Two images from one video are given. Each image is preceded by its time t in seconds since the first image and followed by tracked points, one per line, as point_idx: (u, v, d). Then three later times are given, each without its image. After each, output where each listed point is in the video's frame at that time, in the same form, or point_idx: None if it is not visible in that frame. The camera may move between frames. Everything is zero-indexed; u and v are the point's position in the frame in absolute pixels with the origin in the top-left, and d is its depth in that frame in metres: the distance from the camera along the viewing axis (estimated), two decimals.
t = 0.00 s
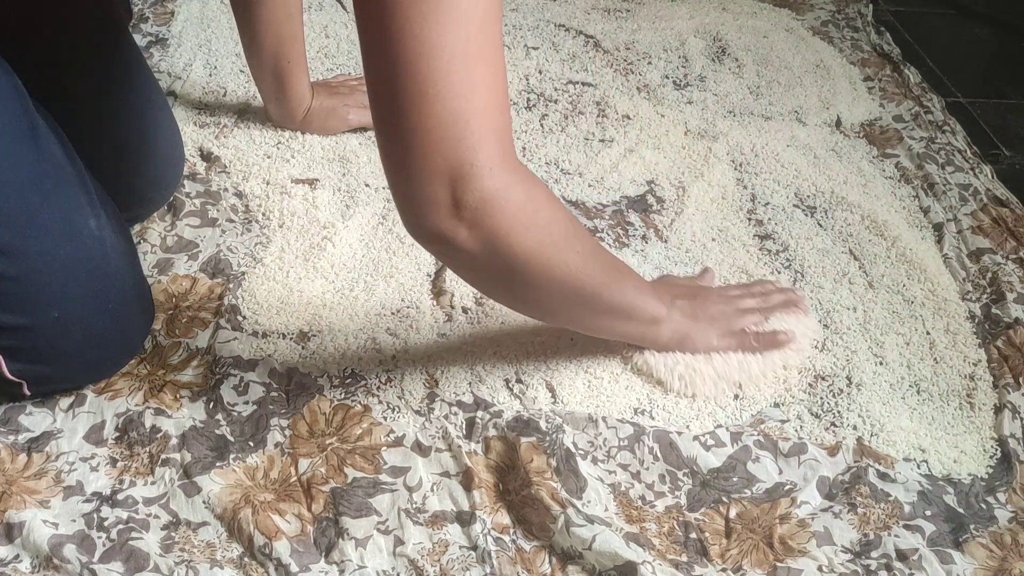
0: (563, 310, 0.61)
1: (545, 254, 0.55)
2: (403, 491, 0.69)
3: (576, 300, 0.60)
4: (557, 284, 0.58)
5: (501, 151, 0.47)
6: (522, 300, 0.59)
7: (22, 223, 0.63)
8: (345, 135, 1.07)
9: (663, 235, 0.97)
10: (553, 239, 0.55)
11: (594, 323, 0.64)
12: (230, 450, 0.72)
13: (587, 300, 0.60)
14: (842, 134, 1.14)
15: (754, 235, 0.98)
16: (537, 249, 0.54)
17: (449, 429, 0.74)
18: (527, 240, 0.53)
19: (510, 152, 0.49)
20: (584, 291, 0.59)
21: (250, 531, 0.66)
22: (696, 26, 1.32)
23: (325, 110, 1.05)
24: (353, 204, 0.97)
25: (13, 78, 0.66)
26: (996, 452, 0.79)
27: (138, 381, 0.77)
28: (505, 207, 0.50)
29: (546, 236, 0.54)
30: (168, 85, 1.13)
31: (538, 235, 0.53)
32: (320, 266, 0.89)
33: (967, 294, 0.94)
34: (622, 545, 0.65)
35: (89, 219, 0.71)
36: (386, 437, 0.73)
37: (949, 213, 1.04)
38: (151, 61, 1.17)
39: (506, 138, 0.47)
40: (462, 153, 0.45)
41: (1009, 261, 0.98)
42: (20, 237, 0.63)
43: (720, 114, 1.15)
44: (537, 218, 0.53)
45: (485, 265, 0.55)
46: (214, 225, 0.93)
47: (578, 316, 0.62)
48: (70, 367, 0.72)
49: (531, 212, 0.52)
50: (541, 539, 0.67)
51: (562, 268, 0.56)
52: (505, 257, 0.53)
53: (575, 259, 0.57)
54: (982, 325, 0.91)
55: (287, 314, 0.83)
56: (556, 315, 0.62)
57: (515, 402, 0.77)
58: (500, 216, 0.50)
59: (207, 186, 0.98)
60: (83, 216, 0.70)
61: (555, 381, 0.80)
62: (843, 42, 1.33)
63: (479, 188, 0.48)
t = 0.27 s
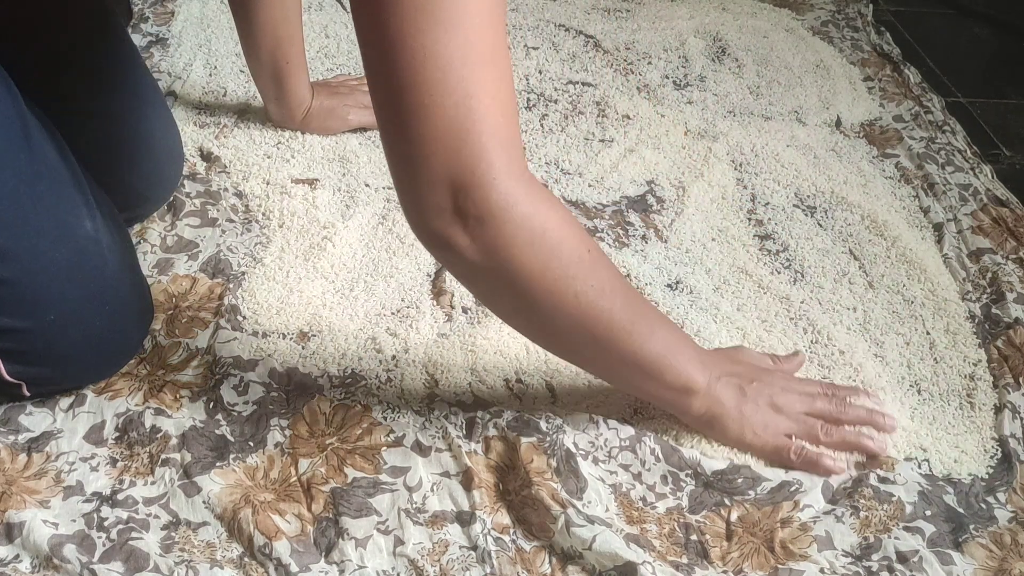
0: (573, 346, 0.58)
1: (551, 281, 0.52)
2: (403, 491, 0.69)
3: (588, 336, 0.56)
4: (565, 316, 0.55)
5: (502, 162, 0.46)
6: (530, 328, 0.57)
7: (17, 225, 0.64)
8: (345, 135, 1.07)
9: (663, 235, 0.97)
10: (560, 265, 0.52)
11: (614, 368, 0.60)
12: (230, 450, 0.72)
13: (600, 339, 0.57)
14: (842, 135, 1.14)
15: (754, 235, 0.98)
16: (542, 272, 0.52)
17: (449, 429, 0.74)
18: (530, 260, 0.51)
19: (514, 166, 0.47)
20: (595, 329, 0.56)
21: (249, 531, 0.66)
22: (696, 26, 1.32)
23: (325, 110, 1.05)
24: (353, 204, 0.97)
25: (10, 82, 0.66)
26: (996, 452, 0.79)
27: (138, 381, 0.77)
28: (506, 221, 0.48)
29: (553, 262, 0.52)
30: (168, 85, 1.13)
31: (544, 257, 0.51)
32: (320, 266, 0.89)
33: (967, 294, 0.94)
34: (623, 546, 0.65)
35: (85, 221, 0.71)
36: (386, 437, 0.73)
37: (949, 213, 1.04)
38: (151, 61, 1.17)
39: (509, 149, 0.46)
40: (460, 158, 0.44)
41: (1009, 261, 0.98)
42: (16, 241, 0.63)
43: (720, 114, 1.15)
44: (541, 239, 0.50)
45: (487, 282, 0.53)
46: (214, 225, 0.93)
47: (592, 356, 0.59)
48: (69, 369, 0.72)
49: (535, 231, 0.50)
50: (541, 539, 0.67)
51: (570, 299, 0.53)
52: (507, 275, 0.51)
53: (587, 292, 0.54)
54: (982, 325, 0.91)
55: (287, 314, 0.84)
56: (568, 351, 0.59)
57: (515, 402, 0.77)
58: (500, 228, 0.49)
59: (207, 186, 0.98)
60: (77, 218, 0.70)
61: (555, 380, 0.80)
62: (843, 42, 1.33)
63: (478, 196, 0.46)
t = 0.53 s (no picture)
0: (519, 356, 0.56)
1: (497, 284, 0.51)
2: (402, 491, 0.69)
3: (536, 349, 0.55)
4: (511, 324, 0.53)
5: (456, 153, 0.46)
6: (479, 333, 0.55)
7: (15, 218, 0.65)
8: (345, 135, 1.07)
9: (663, 235, 0.97)
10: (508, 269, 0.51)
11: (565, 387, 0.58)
12: (230, 450, 0.72)
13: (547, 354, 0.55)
14: (842, 135, 1.14)
15: (754, 235, 0.98)
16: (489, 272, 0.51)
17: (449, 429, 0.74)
18: (478, 258, 0.50)
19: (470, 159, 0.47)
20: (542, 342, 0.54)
21: (249, 531, 0.65)
22: (696, 26, 1.32)
23: (325, 110, 1.05)
24: (353, 204, 0.97)
25: (10, 74, 0.67)
26: (996, 452, 0.79)
27: (138, 381, 0.77)
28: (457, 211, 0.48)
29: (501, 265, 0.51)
30: (168, 85, 1.13)
31: (493, 255, 0.50)
32: (320, 267, 0.89)
33: (967, 294, 0.94)
34: (623, 550, 0.65)
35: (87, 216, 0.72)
36: (386, 437, 0.73)
37: (949, 213, 1.04)
38: (151, 61, 1.17)
39: (466, 142, 0.46)
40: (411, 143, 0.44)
41: (1009, 261, 0.98)
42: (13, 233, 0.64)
43: (719, 114, 1.15)
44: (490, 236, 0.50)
45: (436, 277, 0.51)
46: (215, 225, 0.93)
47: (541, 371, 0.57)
48: (69, 364, 0.73)
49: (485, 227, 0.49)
50: (541, 541, 0.67)
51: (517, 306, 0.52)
52: (454, 272, 0.50)
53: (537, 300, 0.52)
54: (982, 325, 0.91)
55: (287, 314, 0.84)
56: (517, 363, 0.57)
57: (516, 402, 0.77)
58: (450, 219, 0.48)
59: (207, 186, 0.98)
60: (80, 212, 0.71)
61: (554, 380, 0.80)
62: (843, 42, 1.33)
63: (430, 181, 0.46)
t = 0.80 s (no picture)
0: (521, 323, 0.57)
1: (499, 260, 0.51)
2: (402, 491, 0.69)
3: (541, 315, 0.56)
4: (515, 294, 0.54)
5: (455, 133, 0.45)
6: (480, 303, 0.56)
7: (20, 208, 0.65)
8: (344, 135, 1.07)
9: (663, 234, 0.97)
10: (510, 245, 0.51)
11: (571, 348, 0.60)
12: (230, 450, 0.72)
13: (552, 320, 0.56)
14: (842, 135, 1.14)
15: (754, 235, 0.98)
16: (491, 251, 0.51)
17: (449, 429, 0.74)
18: (480, 237, 0.50)
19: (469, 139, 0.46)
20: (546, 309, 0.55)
21: (249, 531, 0.65)
22: (696, 26, 1.32)
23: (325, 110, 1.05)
24: (353, 204, 0.97)
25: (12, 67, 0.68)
26: (996, 452, 0.79)
27: (138, 381, 0.77)
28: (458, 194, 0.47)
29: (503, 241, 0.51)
30: (168, 85, 1.13)
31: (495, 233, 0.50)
32: (320, 267, 0.89)
33: (967, 294, 0.94)
34: (623, 551, 0.64)
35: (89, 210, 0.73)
36: (386, 437, 0.73)
37: (949, 213, 1.04)
38: (151, 61, 1.17)
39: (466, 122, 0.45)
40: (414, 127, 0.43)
41: (1009, 261, 0.98)
42: (18, 223, 0.65)
43: (719, 114, 1.15)
44: (491, 217, 0.49)
45: (440, 258, 0.52)
46: (214, 225, 0.93)
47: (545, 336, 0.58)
48: (70, 358, 0.73)
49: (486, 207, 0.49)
50: (541, 541, 0.67)
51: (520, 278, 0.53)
52: (456, 251, 0.51)
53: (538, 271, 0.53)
54: (983, 325, 0.91)
55: (287, 314, 0.84)
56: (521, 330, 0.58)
57: (516, 402, 0.77)
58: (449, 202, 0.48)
59: (207, 186, 0.98)
60: (83, 205, 0.72)
61: (555, 380, 0.80)
62: (843, 42, 1.33)
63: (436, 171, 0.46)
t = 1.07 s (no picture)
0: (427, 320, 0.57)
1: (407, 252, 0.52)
2: (402, 491, 0.69)
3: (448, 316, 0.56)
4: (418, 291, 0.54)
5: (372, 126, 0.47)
6: (392, 300, 0.57)
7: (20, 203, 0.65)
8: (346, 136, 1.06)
9: (663, 234, 0.97)
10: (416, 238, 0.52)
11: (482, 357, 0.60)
12: (229, 450, 0.72)
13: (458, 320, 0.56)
14: (842, 135, 1.14)
15: (755, 235, 0.98)
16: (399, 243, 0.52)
17: (449, 429, 0.74)
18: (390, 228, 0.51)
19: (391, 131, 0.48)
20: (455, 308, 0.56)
21: (249, 531, 0.66)
22: (696, 26, 1.32)
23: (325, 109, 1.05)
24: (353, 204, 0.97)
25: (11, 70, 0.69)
26: (996, 452, 0.79)
27: (138, 381, 0.77)
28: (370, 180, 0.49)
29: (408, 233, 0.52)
30: (168, 85, 1.13)
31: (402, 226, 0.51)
32: (320, 267, 0.89)
33: (967, 294, 0.94)
34: (621, 550, 0.65)
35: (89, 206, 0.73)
36: (385, 437, 0.73)
37: (949, 213, 1.04)
38: (151, 61, 1.17)
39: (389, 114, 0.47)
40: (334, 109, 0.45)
41: (1009, 261, 0.98)
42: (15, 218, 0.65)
43: (720, 114, 1.15)
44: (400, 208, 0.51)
45: (346, 234, 0.52)
46: (215, 225, 0.93)
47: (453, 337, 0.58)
48: (74, 354, 0.73)
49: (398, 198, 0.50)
50: (540, 541, 0.67)
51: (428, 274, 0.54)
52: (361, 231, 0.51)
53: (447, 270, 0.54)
54: (983, 325, 0.91)
55: (287, 314, 0.84)
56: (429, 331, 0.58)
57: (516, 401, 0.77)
58: (361, 189, 0.49)
59: (207, 186, 0.98)
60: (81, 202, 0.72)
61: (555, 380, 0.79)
62: (843, 42, 1.33)
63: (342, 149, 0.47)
